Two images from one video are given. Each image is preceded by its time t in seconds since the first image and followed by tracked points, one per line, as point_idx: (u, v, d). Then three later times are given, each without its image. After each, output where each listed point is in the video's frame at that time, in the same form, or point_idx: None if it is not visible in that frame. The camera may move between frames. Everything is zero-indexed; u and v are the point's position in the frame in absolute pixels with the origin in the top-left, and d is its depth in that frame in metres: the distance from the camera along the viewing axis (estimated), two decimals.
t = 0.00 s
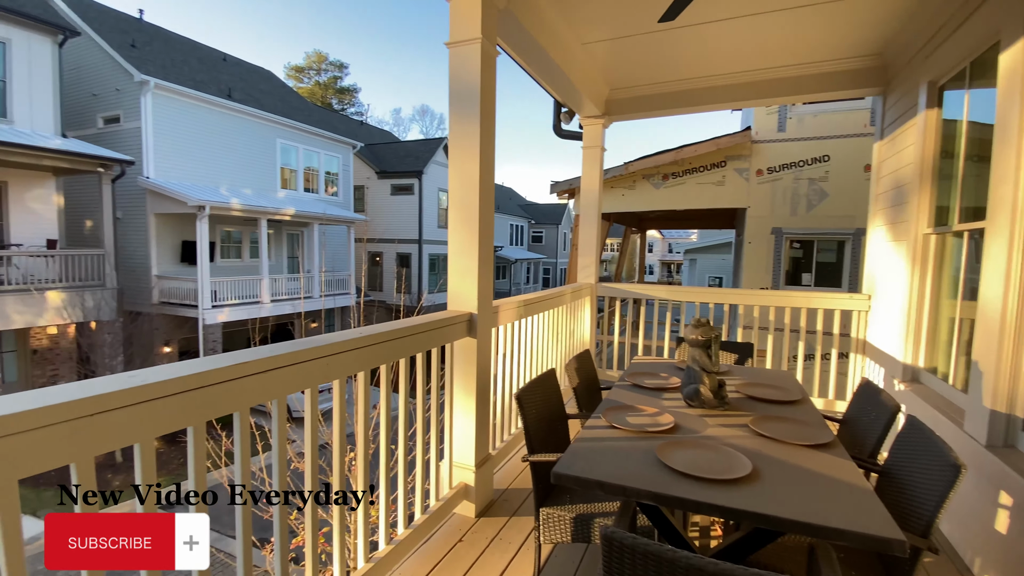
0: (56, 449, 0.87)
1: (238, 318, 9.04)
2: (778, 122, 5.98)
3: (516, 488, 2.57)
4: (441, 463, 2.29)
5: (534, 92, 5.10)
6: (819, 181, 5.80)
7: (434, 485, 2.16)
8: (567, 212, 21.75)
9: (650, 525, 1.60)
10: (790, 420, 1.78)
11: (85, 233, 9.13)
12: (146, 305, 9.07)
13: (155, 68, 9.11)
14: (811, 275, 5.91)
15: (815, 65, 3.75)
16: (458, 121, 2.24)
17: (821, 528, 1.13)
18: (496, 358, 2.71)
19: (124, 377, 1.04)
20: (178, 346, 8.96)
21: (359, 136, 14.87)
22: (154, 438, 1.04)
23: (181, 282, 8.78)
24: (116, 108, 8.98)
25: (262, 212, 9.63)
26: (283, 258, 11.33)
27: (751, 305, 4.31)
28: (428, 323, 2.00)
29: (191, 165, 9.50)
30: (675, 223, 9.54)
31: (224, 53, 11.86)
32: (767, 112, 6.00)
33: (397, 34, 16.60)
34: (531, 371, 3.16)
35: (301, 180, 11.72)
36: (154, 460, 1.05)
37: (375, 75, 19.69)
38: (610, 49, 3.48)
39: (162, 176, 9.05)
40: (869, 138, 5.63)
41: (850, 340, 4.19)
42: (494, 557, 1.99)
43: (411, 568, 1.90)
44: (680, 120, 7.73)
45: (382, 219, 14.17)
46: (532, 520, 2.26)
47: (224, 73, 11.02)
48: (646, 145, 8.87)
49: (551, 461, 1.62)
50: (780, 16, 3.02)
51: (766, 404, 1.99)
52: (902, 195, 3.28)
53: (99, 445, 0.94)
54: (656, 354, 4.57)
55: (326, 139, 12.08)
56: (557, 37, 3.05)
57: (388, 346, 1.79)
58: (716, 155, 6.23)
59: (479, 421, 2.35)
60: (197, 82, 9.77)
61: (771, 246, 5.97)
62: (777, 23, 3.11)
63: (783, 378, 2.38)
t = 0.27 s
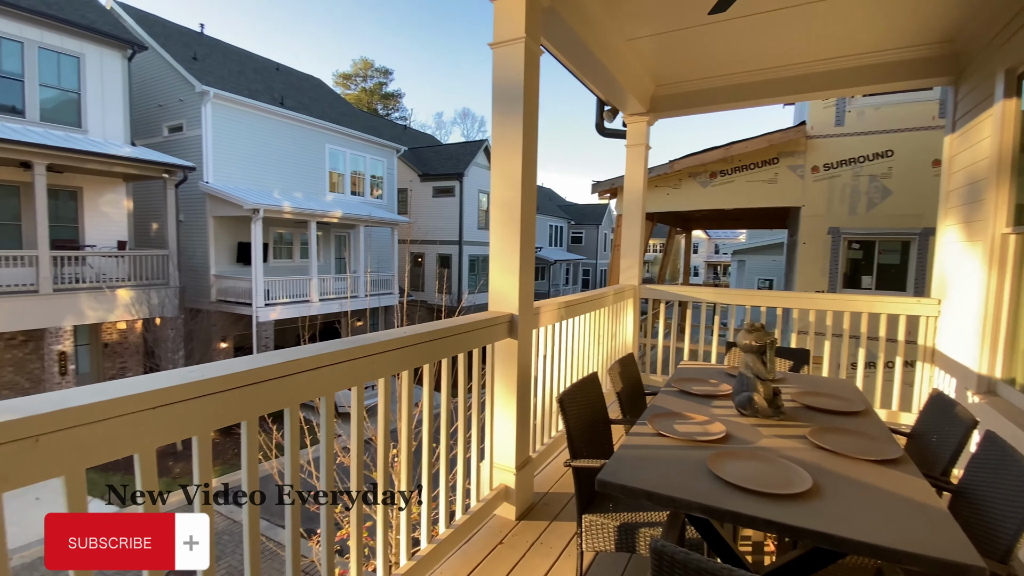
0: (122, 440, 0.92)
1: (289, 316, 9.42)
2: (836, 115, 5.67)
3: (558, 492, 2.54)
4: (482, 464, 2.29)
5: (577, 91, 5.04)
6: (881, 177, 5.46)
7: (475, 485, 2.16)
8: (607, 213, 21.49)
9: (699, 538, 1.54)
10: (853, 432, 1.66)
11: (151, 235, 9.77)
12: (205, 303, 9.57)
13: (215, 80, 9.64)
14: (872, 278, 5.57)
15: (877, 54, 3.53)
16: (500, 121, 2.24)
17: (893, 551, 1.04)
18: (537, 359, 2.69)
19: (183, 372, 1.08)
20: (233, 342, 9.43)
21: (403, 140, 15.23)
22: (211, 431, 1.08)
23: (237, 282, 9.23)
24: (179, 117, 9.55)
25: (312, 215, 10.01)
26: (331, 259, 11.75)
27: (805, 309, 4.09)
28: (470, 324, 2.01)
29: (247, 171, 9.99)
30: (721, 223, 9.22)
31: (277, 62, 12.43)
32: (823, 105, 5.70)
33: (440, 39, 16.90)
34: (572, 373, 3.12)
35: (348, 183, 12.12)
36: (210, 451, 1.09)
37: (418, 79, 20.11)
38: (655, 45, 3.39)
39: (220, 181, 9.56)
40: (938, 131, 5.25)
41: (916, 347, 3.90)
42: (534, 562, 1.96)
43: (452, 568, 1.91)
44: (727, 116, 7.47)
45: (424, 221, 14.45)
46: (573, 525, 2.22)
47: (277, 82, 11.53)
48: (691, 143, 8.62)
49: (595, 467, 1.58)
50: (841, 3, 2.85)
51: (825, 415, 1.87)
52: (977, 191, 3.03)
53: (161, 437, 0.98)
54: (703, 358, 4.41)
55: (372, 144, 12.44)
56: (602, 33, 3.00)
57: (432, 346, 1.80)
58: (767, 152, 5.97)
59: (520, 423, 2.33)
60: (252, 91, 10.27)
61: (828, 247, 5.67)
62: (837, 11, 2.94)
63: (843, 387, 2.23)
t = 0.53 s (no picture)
0: (175, 431, 0.95)
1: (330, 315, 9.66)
2: (892, 107, 5.35)
3: (594, 496, 2.49)
4: (518, 464, 2.27)
5: (614, 88, 4.96)
6: (942, 171, 5.12)
7: (510, 486, 2.14)
8: (644, 212, 21.10)
9: (746, 549, 1.47)
10: (916, 443, 1.55)
11: (203, 236, 10.28)
12: (252, 301, 9.93)
13: (262, 87, 10.05)
14: (932, 279, 5.22)
15: (938, 40, 3.30)
16: (537, 119, 2.22)
17: (966, 574, 0.96)
18: (574, 360, 2.65)
19: (231, 367, 1.12)
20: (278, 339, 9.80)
21: (439, 142, 15.44)
22: (257, 425, 1.11)
23: (281, 281, 9.59)
24: (228, 123, 10.00)
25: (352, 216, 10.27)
26: (370, 259, 12.03)
27: (859, 312, 3.87)
28: (507, 323, 1.99)
29: (291, 174, 10.36)
30: (765, 222, 8.88)
31: (320, 69, 12.84)
32: (877, 96, 5.39)
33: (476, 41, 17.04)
34: (610, 375, 3.07)
35: (387, 185, 12.38)
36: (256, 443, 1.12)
37: (454, 82, 20.34)
38: (696, 37, 3.29)
39: (267, 185, 9.94)
40: (1008, 120, 4.86)
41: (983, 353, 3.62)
42: (571, 566, 1.93)
43: (488, 568, 1.89)
44: (772, 110, 7.18)
45: (460, 222, 14.59)
46: (611, 531, 2.17)
47: (319, 87, 11.90)
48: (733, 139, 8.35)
49: (634, 472, 1.53)
50: None
51: (884, 424, 1.76)
52: None
53: (211, 430, 1.01)
54: (746, 362, 4.24)
55: (409, 146, 12.66)
56: (641, 28, 2.94)
57: (469, 345, 1.80)
58: (816, 146, 5.70)
59: (556, 424, 2.30)
60: (296, 98, 10.64)
61: (882, 246, 5.36)
62: None
63: (902, 395, 2.10)
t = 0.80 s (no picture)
0: (217, 428, 0.97)
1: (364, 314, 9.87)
2: (946, 98, 5.05)
3: (628, 501, 2.44)
4: (550, 467, 2.24)
5: (649, 85, 4.87)
6: (1002, 165, 4.79)
7: (542, 488, 2.12)
8: (678, 211, 20.67)
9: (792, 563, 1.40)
10: (979, 455, 1.45)
11: (245, 238, 10.68)
12: (291, 300, 10.25)
13: (299, 94, 10.36)
14: (992, 280, 4.90)
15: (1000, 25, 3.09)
16: (570, 117, 2.19)
17: None
18: (608, 362, 2.60)
19: (270, 365, 1.14)
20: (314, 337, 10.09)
21: (470, 143, 15.56)
22: (295, 423, 1.13)
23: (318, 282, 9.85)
24: (268, 129, 10.35)
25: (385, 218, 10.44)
26: (402, 260, 12.22)
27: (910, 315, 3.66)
28: (539, 324, 1.97)
29: (327, 178, 10.62)
30: (807, 220, 8.54)
31: (354, 74, 13.14)
32: (930, 86, 5.09)
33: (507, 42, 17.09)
34: (645, 378, 3.00)
35: (419, 187, 12.55)
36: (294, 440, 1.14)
37: (485, 83, 20.46)
38: (735, 31, 3.18)
39: (304, 188, 10.23)
40: None
41: None
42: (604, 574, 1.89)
43: (520, 571, 1.88)
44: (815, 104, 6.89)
45: (490, 223, 14.66)
46: (646, 538, 2.12)
47: (354, 92, 12.18)
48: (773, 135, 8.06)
49: (672, 479, 1.48)
50: None
51: (942, 434, 1.65)
52: None
53: (252, 426, 1.03)
54: (788, 366, 4.08)
55: (441, 148, 12.80)
56: (678, 21, 2.86)
57: (502, 346, 1.79)
58: (863, 141, 5.44)
59: (589, 427, 2.26)
60: (332, 103, 10.92)
61: (936, 245, 5.06)
62: None
63: (962, 403, 1.96)
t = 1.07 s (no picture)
0: (257, 425, 0.99)
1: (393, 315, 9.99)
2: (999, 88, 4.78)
3: (661, 507, 2.39)
4: (580, 470, 2.22)
5: (680, 82, 4.78)
6: None
7: (573, 492, 2.09)
8: (709, 210, 20.22)
9: None
10: None
11: (279, 240, 10.99)
12: (322, 300, 10.46)
13: (331, 99, 10.60)
14: None
15: None
16: (602, 115, 2.16)
17: None
18: (640, 364, 2.55)
19: (307, 364, 1.15)
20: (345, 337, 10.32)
21: (497, 145, 15.61)
22: (330, 421, 1.14)
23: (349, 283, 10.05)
24: (301, 134, 10.63)
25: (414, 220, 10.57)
26: (430, 261, 12.35)
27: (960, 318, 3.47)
28: (570, 325, 1.95)
29: (358, 181, 10.83)
30: (846, 219, 8.24)
31: (384, 79, 13.37)
32: (981, 77, 4.83)
33: (534, 43, 17.08)
34: (678, 381, 2.93)
35: (446, 189, 12.67)
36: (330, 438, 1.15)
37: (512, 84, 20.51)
38: (771, 24, 3.09)
39: (336, 192, 10.45)
40: None
41: None
42: None
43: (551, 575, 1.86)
44: (855, 99, 6.64)
45: (517, 224, 14.67)
46: (679, 545, 2.07)
47: (384, 97, 12.39)
48: (809, 131, 7.80)
49: (709, 486, 1.44)
50: None
51: (1001, 444, 1.55)
52: None
53: (291, 423, 1.05)
54: (827, 371, 3.92)
55: (468, 150, 12.88)
56: (712, 15, 2.79)
57: (533, 346, 1.78)
58: (908, 136, 5.19)
59: (621, 430, 2.23)
60: (362, 107, 11.14)
61: (988, 244, 4.78)
62: None
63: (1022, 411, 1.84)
